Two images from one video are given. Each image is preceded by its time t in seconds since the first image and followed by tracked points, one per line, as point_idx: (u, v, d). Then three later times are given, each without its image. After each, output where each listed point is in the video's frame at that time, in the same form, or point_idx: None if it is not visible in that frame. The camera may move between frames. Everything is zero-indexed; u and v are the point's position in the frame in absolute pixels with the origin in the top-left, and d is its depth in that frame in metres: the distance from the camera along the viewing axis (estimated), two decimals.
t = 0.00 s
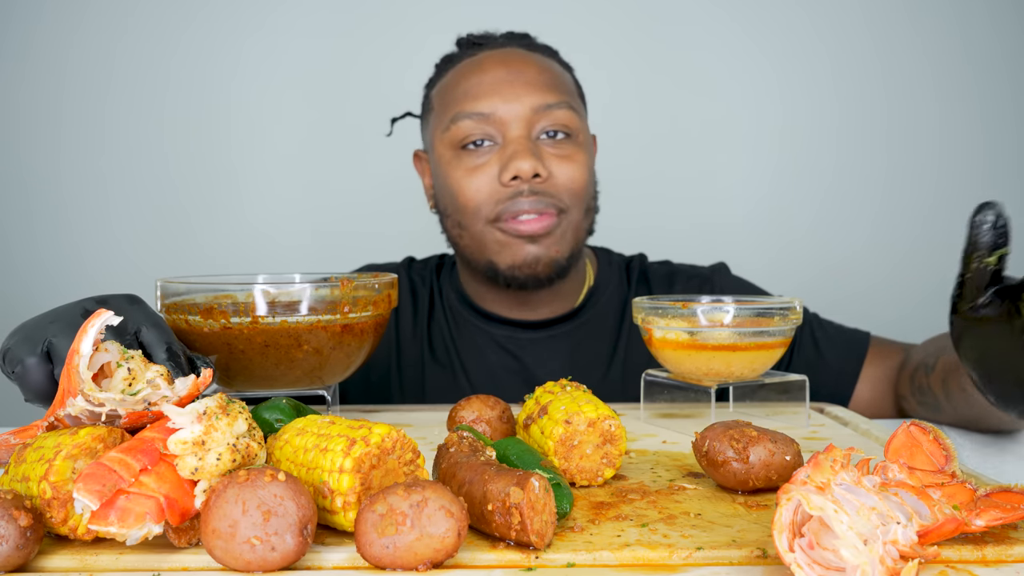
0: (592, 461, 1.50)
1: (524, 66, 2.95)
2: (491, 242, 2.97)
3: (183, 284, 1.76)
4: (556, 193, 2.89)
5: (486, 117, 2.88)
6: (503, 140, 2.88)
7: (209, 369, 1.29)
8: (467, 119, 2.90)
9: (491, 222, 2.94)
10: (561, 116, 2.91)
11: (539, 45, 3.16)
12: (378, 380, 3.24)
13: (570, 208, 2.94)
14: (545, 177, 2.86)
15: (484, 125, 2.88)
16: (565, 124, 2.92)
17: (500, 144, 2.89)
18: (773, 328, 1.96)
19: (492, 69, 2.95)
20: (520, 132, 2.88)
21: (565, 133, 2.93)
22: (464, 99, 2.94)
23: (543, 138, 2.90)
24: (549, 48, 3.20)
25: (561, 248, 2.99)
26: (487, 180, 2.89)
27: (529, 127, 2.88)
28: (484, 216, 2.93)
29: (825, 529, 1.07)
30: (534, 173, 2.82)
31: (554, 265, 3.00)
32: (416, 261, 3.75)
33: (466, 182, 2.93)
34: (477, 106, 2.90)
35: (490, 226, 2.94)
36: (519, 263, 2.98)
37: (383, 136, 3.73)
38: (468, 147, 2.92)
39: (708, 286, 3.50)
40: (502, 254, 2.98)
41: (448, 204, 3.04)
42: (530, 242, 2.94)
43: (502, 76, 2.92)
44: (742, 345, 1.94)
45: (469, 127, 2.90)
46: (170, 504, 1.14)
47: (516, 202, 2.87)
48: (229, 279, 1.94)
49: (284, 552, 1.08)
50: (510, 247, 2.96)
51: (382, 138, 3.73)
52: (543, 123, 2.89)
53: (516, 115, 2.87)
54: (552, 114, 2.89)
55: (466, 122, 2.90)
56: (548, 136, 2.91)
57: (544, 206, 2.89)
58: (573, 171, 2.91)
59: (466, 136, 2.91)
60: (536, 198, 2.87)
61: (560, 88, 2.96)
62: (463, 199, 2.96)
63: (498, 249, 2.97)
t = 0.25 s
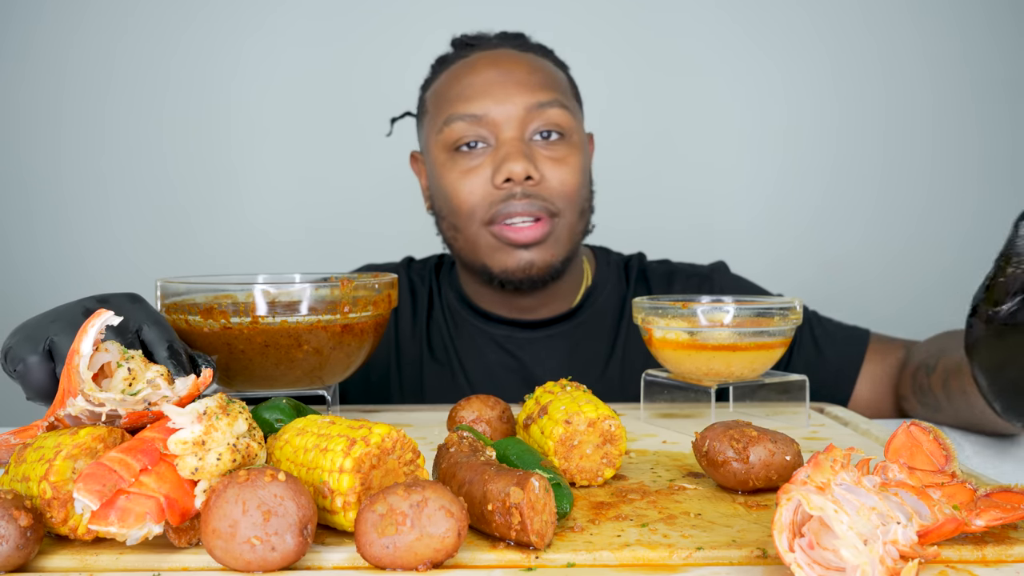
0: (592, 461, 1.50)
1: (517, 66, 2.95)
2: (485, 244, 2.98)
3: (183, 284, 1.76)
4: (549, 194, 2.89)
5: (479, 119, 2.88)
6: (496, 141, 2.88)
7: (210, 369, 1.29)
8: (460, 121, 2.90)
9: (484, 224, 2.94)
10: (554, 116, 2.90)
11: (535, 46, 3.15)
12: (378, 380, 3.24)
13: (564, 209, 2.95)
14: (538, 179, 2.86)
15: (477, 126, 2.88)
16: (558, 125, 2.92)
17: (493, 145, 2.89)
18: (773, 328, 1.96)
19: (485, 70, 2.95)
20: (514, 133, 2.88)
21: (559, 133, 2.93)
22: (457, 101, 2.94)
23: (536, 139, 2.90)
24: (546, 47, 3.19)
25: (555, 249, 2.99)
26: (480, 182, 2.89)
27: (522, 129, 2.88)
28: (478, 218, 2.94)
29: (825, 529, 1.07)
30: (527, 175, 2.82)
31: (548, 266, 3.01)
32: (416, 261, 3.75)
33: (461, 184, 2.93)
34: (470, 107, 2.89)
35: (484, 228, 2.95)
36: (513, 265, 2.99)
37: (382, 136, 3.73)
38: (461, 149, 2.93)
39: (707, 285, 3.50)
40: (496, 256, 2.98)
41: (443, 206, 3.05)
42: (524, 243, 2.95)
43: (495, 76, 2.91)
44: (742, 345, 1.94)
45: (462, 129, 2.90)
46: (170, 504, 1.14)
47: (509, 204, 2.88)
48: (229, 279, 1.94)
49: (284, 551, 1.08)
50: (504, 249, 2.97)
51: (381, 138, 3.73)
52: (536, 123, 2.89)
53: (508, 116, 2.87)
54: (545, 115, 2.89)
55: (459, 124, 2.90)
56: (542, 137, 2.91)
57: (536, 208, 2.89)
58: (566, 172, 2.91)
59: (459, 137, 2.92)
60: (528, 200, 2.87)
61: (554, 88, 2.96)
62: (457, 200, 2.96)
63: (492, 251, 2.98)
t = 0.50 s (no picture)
0: (592, 461, 1.50)
1: (515, 70, 2.95)
2: (485, 249, 2.98)
3: (183, 284, 1.76)
4: (548, 198, 2.90)
5: (478, 123, 2.88)
6: (495, 145, 2.88)
7: (210, 369, 1.29)
8: (458, 125, 2.90)
9: (484, 229, 2.94)
10: (553, 120, 2.90)
11: (532, 46, 3.15)
12: (378, 380, 3.24)
13: (563, 213, 2.95)
14: (537, 183, 2.86)
15: (476, 131, 2.88)
16: (557, 128, 2.92)
17: (492, 149, 2.89)
18: (773, 327, 1.96)
19: (483, 73, 2.94)
20: (513, 137, 2.88)
21: (558, 136, 2.93)
22: (455, 105, 2.93)
23: (535, 143, 2.91)
24: (543, 47, 3.19)
25: (554, 253, 2.99)
26: (479, 186, 2.89)
27: (521, 132, 2.88)
28: (478, 222, 2.94)
29: (825, 529, 1.07)
30: (526, 179, 2.82)
31: (548, 270, 3.01)
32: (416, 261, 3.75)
33: (460, 189, 2.93)
34: (469, 111, 2.89)
35: (484, 233, 2.95)
36: (513, 269, 2.99)
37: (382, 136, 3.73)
38: (460, 153, 2.92)
39: (707, 285, 3.50)
40: (496, 260, 2.99)
41: (442, 210, 3.04)
42: (523, 247, 2.95)
43: (493, 80, 2.91)
44: (742, 345, 1.94)
45: (461, 133, 2.90)
46: (170, 504, 1.14)
47: (509, 209, 2.88)
48: (229, 279, 1.94)
49: (284, 551, 1.08)
50: (504, 253, 2.97)
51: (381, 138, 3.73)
52: (534, 127, 2.89)
53: (507, 120, 2.87)
54: (544, 118, 2.89)
55: (458, 128, 2.90)
56: (541, 140, 2.91)
57: (536, 213, 2.89)
58: (565, 176, 2.91)
59: (458, 142, 2.91)
60: (528, 205, 2.87)
61: (552, 91, 2.96)
62: (456, 205, 2.96)
63: (492, 255, 2.98)
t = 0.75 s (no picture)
0: (592, 461, 1.50)
1: (513, 72, 2.94)
2: (482, 252, 2.99)
3: (183, 284, 1.76)
4: (545, 202, 2.91)
5: (475, 126, 2.88)
6: (492, 149, 2.89)
7: (209, 369, 1.29)
8: (455, 128, 2.90)
9: (481, 232, 2.96)
10: (551, 123, 2.90)
11: (532, 46, 3.14)
12: (378, 380, 3.24)
13: (560, 217, 2.96)
14: (534, 187, 2.87)
15: (473, 134, 2.88)
16: (555, 131, 2.92)
17: (489, 153, 2.89)
18: (773, 328, 1.96)
19: (481, 76, 2.94)
20: (510, 141, 2.88)
21: (555, 140, 2.93)
22: (453, 107, 2.93)
23: (533, 146, 2.91)
24: (542, 47, 3.18)
25: (551, 256, 3.01)
26: (476, 190, 2.90)
27: (518, 136, 2.88)
28: (475, 226, 2.95)
29: (825, 529, 1.07)
30: (522, 184, 2.83)
31: (545, 273, 3.03)
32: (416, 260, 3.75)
33: (457, 192, 2.94)
34: (466, 115, 2.89)
35: (480, 236, 2.96)
36: (510, 272, 3.01)
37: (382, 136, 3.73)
38: (458, 157, 2.93)
39: (707, 285, 3.50)
40: (493, 263, 3.01)
41: (439, 212, 3.05)
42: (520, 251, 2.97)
43: (490, 83, 2.91)
44: (742, 345, 1.94)
45: (458, 137, 2.90)
46: (170, 504, 1.14)
47: (505, 213, 2.89)
48: (229, 279, 1.94)
49: (284, 551, 1.08)
50: (501, 256, 2.98)
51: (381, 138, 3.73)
52: (532, 131, 2.89)
53: (504, 124, 2.87)
54: (541, 122, 2.89)
55: (455, 131, 2.90)
56: (538, 144, 2.91)
57: (533, 217, 2.92)
58: (562, 180, 2.92)
59: (455, 145, 2.92)
60: (524, 209, 2.89)
61: (550, 94, 2.95)
62: (453, 208, 2.97)
63: (489, 258, 3.00)
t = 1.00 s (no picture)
0: (592, 461, 1.50)
1: (513, 75, 2.94)
2: (479, 254, 3.00)
3: (183, 284, 1.76)
4: (542, 206, 2.92)
5: (474, 129, 2.88)
6: (491, 151, 2.89)
7: (210, 369, 1.29)
8: (455, 130, 2.90)
9: (478, 235, 2.96)
10: (550, 126, 2.90)
11: (535, 47, 3.14)
12: (378, 380, 3.24)
13: (557, 220, 2.97)
14: (531, 191, 2.88)
15: (471, 136, 2.88)
16: (554, 135, 2.91)
17: (488, 155, 2.89)
18: (773, 327, 1.96)
19: (481, 77, 2.94)
20: (509, 144, 2.87)
21: (555, 143, 2.93)
22: (453, 109, 2.93)
23: (532, 149, 2.90)
24: (544, 47, 3.18)
25: (548, 259, 3.02)
26: (474, 193, 2.91)
27: (517, 139, 2.88)
28: (472, 228, 2.96)
29: (825, 529, 1.07)
30: (520, 188, 2.84)
31: (541, 275, 3.04)
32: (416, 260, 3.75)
33: (455, 194, 2.94)
34: (465, 117, 2.89)
35: (477, 239, 2.97)
36: (506, 274, 3.02)
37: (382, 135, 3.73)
38: (456, 159, 2.93)
39: (708, 285, 3.50)
40: (490, 265, 3.02)
41: (437, 213, 3.06)
42: (517, 254, 2.98)
43: (490, 86, 2.91)
44: (742, 345, 1.94)
45: (457, 139, 2.90)
46: (170, 504, 1.14)
47: (502, 216, 2.90)
48: (229, 279, 1.94)
49: (284, 551, 1.08)
50: (498, 259, 2.99)
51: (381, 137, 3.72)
52: (531, 134, 2.88)
53: (503, 127, 2.86)
54: (541, 125, 2.89)
55: (454, 133, 2.90)
56: (538, 147, 2.91)
57: (530, 220, 2.92)
58: (561, 184, 2.92)
59: (454, 147, 2.92)
60: (521, 213, 2.90)
61: (550, 97, 2.95)
62: (451, 210, 2.98)
63: (486, 261, 3.01)
